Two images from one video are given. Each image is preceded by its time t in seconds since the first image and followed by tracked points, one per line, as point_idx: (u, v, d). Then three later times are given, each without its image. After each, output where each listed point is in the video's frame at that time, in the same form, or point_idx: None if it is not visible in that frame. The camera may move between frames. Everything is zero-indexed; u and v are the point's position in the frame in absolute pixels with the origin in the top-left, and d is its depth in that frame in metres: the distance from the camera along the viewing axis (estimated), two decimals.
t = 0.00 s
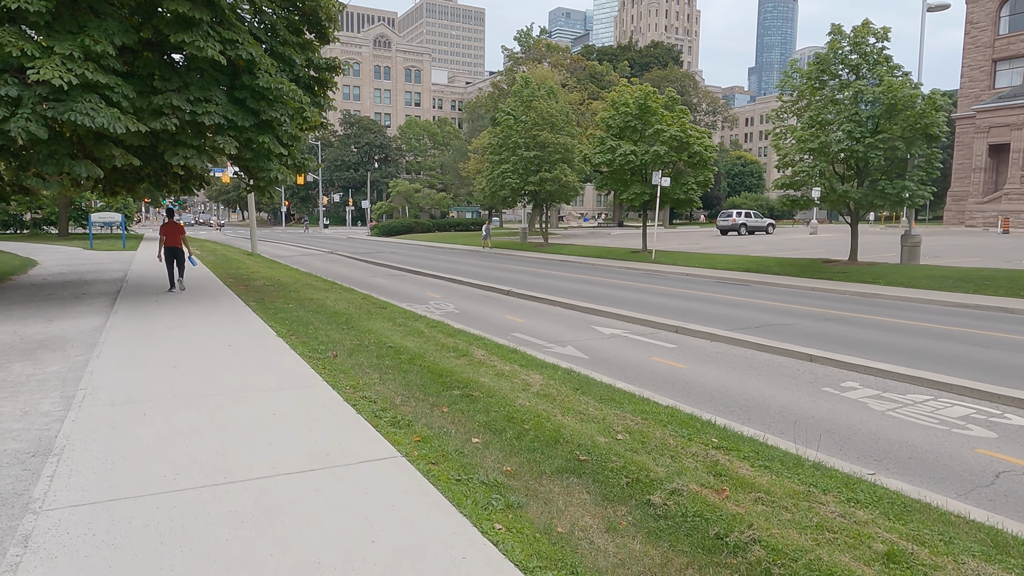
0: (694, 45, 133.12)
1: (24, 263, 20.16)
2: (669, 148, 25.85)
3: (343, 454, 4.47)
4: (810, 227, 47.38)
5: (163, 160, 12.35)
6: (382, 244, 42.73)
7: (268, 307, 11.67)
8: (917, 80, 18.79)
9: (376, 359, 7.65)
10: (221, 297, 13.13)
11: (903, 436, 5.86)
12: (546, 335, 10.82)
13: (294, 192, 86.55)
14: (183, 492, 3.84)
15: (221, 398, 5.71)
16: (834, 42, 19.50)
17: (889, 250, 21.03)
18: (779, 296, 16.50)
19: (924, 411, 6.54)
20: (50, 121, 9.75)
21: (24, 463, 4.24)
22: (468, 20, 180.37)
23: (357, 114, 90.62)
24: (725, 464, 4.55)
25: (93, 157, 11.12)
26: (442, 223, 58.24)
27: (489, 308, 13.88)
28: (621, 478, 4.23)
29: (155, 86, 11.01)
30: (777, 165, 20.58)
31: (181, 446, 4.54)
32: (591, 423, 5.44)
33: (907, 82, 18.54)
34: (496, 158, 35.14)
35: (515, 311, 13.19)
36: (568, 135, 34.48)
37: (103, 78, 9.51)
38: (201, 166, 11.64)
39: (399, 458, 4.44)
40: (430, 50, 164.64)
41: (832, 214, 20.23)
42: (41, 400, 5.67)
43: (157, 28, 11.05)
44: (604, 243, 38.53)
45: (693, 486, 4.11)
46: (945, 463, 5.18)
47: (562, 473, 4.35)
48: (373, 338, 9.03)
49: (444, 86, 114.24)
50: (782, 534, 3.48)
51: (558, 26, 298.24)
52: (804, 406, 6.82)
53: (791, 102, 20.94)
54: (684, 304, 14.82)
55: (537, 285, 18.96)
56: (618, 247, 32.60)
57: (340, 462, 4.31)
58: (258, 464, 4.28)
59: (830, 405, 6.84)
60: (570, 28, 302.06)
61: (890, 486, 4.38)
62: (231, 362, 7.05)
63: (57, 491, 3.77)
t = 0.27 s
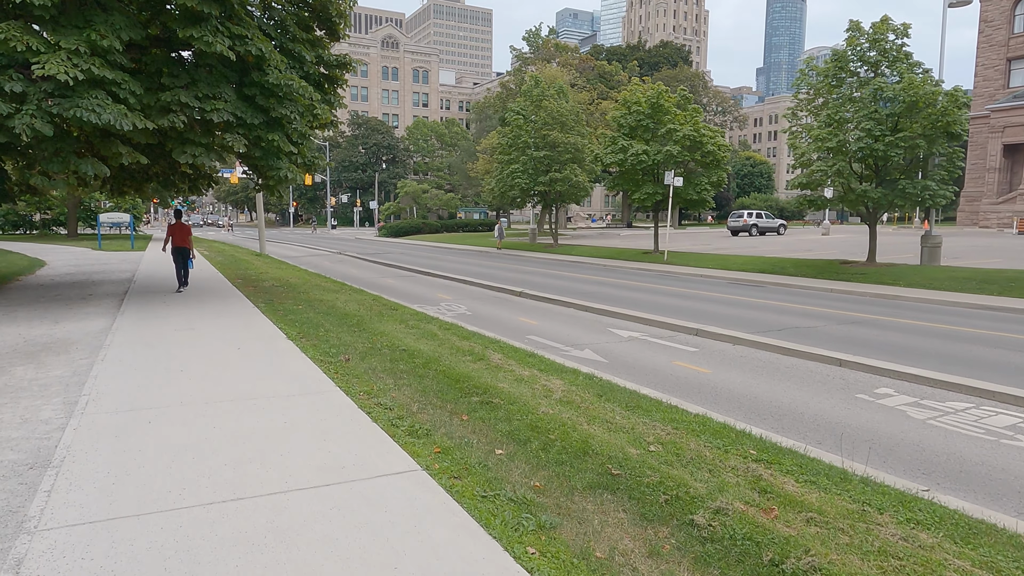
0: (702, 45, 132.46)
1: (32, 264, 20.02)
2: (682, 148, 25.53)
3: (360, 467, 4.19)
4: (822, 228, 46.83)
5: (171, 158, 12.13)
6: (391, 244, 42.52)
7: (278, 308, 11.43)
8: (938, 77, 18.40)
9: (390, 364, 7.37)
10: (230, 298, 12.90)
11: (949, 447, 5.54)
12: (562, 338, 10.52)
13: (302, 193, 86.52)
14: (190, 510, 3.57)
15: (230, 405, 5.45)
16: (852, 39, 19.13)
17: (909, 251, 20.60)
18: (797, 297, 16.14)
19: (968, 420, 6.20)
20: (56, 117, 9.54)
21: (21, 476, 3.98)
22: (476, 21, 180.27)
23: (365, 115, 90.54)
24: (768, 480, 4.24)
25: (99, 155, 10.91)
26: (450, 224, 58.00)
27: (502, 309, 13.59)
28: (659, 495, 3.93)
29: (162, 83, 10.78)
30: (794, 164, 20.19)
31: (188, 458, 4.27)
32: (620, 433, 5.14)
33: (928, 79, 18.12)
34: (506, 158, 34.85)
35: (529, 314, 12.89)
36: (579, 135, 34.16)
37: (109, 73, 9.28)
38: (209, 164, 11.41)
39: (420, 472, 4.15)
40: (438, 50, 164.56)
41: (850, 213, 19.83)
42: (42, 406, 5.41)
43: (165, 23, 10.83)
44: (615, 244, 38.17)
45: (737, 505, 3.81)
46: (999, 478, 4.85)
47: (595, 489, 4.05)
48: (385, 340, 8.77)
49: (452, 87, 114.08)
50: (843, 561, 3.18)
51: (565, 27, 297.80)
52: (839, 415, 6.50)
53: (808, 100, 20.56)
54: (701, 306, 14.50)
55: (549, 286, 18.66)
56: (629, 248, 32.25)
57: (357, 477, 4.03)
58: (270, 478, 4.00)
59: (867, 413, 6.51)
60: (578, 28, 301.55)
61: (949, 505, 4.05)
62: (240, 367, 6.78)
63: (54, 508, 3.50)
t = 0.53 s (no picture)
0: (706, 46, 132.10)
1: (34, 265, 19.83)
2: (691, 149, 25.25)
3: (376, 490, 3.91)
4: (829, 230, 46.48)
5: (174, 159, 11.88)
6: (395, 246, 42.29)
7: (284, 313, 11.18)
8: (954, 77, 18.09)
9: (401, 373, 7.10)
10: (234, 301, 12.66)
11: (994, 464, 5.23)
12: (575, 344, 10.24)
13: (306, 194, 86.41)
14: (193, 540, 3.29)
15: (235, 421, 5.16)
16: (866, 39, 18.81)
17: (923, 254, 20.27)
18: (811, 301, 15.86)
19: (1011, 435, 5.89)
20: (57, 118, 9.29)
21: (12, 501, 3.71)
22: (479, 22, 180.20)
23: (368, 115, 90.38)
24: (814, 505, 3.94)
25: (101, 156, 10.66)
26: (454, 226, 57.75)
27: (511, 314, 13.32)
28: (699, 524, 3.64)
29: (165, 83, 10.53)
30: (806, 165, 19.90)
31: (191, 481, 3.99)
32: (647, 451, 4.85)
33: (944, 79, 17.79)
34: (512, 159, 34.60)
35: (540, 318, 12.61)
36: (585, 136, 33.88)
37: (111, 72, 9.03)
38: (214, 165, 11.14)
39: (439, 496, 3.86)
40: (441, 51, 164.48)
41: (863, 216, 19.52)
42: (37, 420, 5.14)
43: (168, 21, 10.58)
44: (621, 246, 37.88)
45: (785, 535, 3.52)
46: None
47: (628, 516, 3.76)
48: (395, 348, 8.51)
49: (455, 88, 113.88)
50: None
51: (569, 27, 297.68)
52: (873, 428, 6.19)
53: (820, 100, 20.26)
54: (714, 310, 14.22)
55: (557, 289, 18.40)
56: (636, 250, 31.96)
57: (373, 502, 3.75)
58: (280, 503, 3.73)
59: (902, 427, 6.21)
60: (581, 29, 301.32)
61: (1010, 534, 3.75)
62: (244, 376, 6.51)
63: (47, 539, 3.23)
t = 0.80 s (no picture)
0: (708, 42, 131.59)
1: (32, 262, 19.56)
2: (697, 145, 24.96)
3: (398, 505, 3.64)
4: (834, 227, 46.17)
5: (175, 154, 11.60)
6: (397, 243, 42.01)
7: (288, 311, 10.90)
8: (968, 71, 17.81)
9: (413, 375, 6.82)
10: (237, 299, 12.39)
11: None
12: (588, 343, 9.97)
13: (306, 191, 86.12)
14: (202, 562, 3.02)
15: (242, 428, 4.90)
16: (878, 32, 18.51)
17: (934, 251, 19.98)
18: (823, 299, 15.59)
19: None
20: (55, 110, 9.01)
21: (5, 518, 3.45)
22: (480, 18, 179.63)
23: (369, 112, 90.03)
24: (867, 521, 3.66)
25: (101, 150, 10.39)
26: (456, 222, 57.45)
27: (519, 312, 13.05)
28: (748, 543, 3.36)
29: (167, 74, 10.25)
30: (816, 161, 19.61)
31: (198, 496, 3.73)
32: (679, 459, 4.58)
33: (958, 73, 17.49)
34: (515, 155, 34.31)
35: (550, 317, 12.33)
36: (589, 131, 33.58)
37: (111, 62, 8.74)
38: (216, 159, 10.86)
39: (465, 510, 3.59)
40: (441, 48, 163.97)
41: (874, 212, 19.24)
42: (33, 426, 4.87)
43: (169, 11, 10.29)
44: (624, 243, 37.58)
45: (843, 555, 3.25)
46: None
47: (670, 533, 3.49)
48: (405, 347, 8.24)
49: (456, 84, 113.49)
50: None
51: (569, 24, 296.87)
52: (907, 433, 5.93)
53: (831, 95, 19.95)
54: (726, 308, 13.96)
55: (564, 286, 18.13)
56: (641, 247, 31.69)
57: (395, 518, 3.49)
58: (295, 519, 3.46)
59: (939, 432, 5.94)
60: (582, 25, 300.53)
61: None
62: (251, 378, 6.25)
63: (42, 562, 2.97)
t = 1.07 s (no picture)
0: (711, 42, 131.16)
1: (36, 263, 19.37)
2: (707, 145, 24.66)
3: (429, 533, 3.38)
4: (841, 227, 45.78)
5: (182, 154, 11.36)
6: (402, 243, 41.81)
7: (297, 314, 10.65)
8: (986, 70, 17.49)
9: (430, 384, 6.56)
10: (244, 302, 12.14)
11: None
12: (606, 348, 9.69)
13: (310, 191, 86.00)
14: None
15: (257, 443, 4.65)
16: (893, 30, 18.21)
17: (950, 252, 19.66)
18: (840, 302, 15.31)
19: None
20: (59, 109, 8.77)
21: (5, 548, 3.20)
22: (483, 19, 179.52)
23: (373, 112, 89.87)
24: (934, 551, 3.40)
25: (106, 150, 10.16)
26: (460, 223, 57.24)
27: (532, 315, 12.78)
28: None
29: (173, 73, 10.02)
30: (830, 161, 19.31)
31: (214, 521, 3.48)
32: (721, 479, 4.31)
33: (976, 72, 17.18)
34: (521, 155, 34.05)
35: (563, 320, 12.06)
36: (596, 131, 33.30)
37: (117, 59, 8.50)
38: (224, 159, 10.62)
39: (501, 539, 3.34)
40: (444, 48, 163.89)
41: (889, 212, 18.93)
42: (36, 441, 4.62)
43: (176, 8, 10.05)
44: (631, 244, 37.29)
45: None
46: None
47: (724, 564, 3.23)
48: (419, 354, 7.98)
49: (459, 84, 113.23)
50: None
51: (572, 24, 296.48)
52: (951, 446, 5.65)
53: (845, 95, 19.67)
54: (743, 311, 13.68)
55: (574, 288, 17.86)
56: (648, 248, 31.40)
57: (427, 548, 3.23)
58: (320, 550, 3.20)
59: (984, 445, 5.66)
60: (585, 26, 300.24)
61: None
62: (262, 388, 5.99)
63: None
